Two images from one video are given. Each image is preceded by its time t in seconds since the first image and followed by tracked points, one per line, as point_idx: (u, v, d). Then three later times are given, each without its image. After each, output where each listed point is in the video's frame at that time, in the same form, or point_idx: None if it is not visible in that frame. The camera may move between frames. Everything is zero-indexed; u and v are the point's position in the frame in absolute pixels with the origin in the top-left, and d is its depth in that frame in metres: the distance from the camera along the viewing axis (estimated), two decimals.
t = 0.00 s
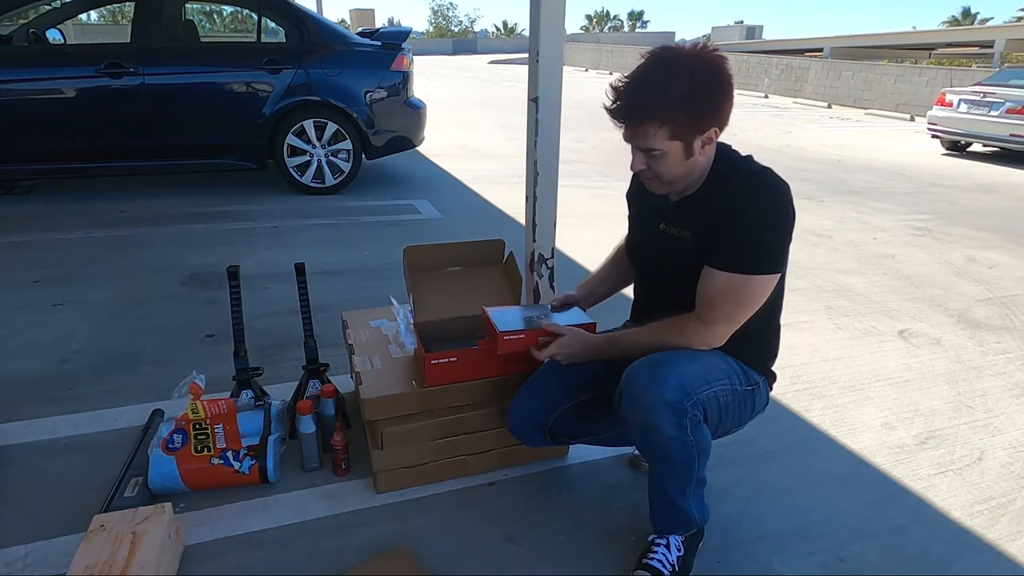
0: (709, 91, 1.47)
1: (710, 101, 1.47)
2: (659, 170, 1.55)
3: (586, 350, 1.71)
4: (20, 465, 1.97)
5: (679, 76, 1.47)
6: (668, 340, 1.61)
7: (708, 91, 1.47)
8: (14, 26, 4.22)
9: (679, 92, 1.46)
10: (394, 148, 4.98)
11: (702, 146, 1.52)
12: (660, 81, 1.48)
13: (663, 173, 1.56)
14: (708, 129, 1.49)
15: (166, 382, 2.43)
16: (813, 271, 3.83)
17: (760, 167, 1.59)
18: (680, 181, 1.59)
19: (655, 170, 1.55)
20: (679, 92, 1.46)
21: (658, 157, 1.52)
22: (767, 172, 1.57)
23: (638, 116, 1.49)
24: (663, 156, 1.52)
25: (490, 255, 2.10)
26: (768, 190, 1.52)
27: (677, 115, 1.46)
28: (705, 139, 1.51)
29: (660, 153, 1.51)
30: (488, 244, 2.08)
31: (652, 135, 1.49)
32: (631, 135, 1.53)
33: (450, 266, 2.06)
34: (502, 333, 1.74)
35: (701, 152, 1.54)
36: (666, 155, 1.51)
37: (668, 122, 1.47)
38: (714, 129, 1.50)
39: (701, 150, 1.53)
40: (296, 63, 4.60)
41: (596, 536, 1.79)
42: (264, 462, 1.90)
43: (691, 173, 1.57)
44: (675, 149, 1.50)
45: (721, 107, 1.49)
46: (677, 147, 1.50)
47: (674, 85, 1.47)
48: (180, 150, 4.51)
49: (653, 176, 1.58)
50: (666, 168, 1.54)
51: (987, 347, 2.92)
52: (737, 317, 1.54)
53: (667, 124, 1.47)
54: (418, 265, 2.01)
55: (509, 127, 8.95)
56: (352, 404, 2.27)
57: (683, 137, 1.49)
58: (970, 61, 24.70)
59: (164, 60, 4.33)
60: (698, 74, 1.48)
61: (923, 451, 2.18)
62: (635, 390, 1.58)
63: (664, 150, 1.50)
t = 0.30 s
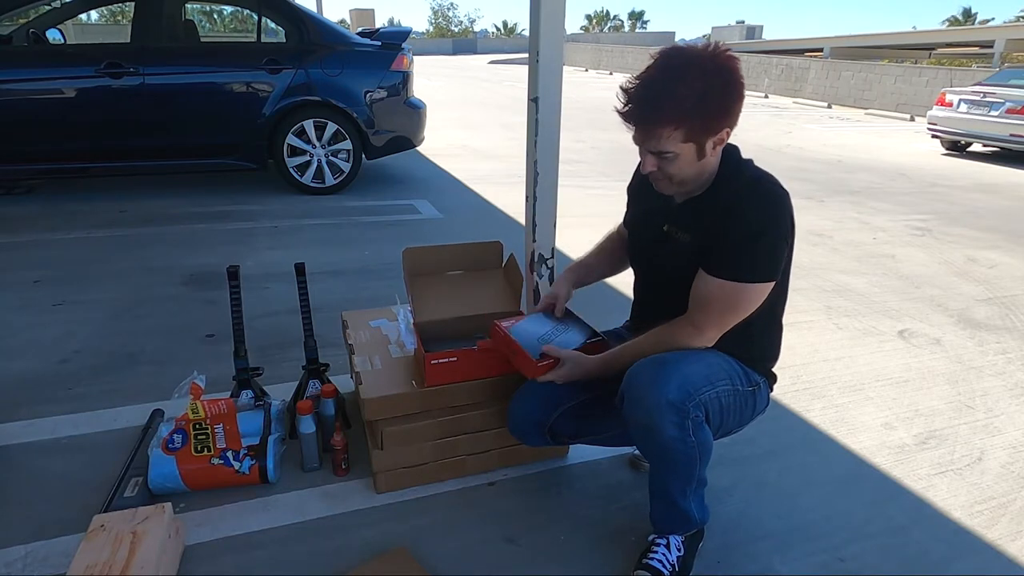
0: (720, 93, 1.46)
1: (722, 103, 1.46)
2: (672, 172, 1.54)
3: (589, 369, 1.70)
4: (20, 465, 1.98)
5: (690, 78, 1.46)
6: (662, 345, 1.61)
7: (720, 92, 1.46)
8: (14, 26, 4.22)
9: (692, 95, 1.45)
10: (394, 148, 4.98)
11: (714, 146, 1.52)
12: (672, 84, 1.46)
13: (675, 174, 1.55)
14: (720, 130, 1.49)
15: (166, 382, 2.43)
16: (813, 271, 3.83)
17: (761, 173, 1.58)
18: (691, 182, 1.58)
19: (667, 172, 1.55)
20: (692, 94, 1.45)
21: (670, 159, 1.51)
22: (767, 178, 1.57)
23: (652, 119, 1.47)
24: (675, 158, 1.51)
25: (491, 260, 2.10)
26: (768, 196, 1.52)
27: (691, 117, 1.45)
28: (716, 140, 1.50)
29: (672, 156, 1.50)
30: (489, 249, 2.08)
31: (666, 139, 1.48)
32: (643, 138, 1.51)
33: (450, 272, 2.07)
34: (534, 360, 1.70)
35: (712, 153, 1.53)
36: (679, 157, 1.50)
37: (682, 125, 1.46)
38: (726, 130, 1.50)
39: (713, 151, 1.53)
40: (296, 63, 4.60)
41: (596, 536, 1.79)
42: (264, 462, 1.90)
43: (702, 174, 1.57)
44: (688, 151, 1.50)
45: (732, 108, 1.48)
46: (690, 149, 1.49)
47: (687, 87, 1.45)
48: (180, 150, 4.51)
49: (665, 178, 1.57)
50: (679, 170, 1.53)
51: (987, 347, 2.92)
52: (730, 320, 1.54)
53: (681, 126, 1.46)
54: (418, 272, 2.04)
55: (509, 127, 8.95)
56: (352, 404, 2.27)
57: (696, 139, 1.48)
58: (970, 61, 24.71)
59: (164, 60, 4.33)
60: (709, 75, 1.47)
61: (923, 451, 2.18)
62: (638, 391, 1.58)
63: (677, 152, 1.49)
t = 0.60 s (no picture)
0: (720, 95, 1.45)
1: (723, 106, 1.45)
2: (674, 176, 1.54)
3: (592, 366, 1.73)
4: (20, 465, 1.98)
5: (690, 82, 1.45)
6: (662, 343, 1.63)
7: (720, 95, 1.45)
8: (14, 26, 4.22)
9: (692, 100, 1.44)
10: (394, 148, 4.98)
11: (716, 149, 1.51)
12: (671, 89, 1.46)
13: (678, 178, 1.55)
14: (722, 132, 1.48)
15: (166, 382, 2.43)
16: (813, 271, 3.83)
17: (765, 172, 1.58)
18: (695, 184, 1.58)
19: (670, 176, 1.54)
20: (691, 99, 1.44)
21: (672, 164, 1.51)
22: (771, 177, 1.57)
23: (651, 126, 1.47)
24: (677, 163, 1.50)
25: (492, 261, 2.10)
26: (773, 197, 1.52)
27: (691, 122, 1.44)
28: (718, 142, 1.49)
29: (674, 160, 1.50)
30: (490, 249, 2.08)
31: (667, 145, 1.47)
32: (644, 145, 1.51)
33: (449, 274, 2.06)
34: (536, 355, 1.71)
35: (715, 155, 1.52)
36: (681, 161, 1.50)
37: (682, 131, 1.45)
38: (728, 131, 1.49)
39: (715, 153, 1.52)
40: (296, 64, 4.60)
41: (596, 536, 1.79)
42: (264, 462, 1.90)
43: (705, 176, 1.56)
44: (690, 155, 1.49)
45: (733, 109, 1.47)
46: (692, 153, 1.49)
47: (686, 92, 1.44)
48: (180, 150, 4.51)
49: (668, 182, 1.57)
50: (681, 174, 1.53)
51: (987, 347, 2.92)
52: (730, 321, 1.55)
53: (682, 132, 1.45)
54: (419, 272, 2.03)
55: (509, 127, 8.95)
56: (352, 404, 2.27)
57: (697, 142, 1.47)
58: (970, 61, 24.71)
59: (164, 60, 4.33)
60: (709, 78, 1.46)
61: (923, 451, 2.18)
62: (641, 390, 1.58)
63: (679, 156, 1.49)
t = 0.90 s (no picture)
0: (723, 103, 1.44)
1: (726, 112, 1.44)
2: (676, 181, 1.54)
3: (589, 361, 1.73)
4: (21, 465, 1.98)
5: (691, 89, 1.44)
6: (660, 343, 1.64)
7: (723, 102, 1.44)
8: (14, 26, 4.22)
9: (693, 107, 1.43)
10: (394, 148, 4.98)
11: (719, 154, 1.50)
12: (673, 96, 1.45)
13: (680, 183, 1.54)
14: (725, 138, 1.47)
15: (166, 382, 2.43)
16: (813, 271, 3.83)
17: (773, 177, 1.58)
18: (698, 189, 1.57)
19: (672, 181, 1.54)
20: (693, 106, 1.43)
21: (674, 170, 1.50)
22: (779, 182, 1.57)
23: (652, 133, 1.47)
24: (679, 169, 1.50)
25: (490, 262, 2.12)
26: (779, 202, 1.52)
27: (692, 129, 1.44)
28: (721, 148, 1.49)
29: (676, 166, 1.49)
30: (488, 252, 2.11)
31: (668, 152, 1.47)
32: (646, 151, 1.51)
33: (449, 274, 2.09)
34: (531, 347, 1.74)
35: (718, 160, 1.52)
36: (683, 167, 1.50)
37: (684, 138, 1.45)
38: (731, 137, 1.48)
39: (718, 159, 1.51)
40: (296, 64, 4.60)
41: (596, 536, 1.79)
42: (264, 462, 1.90)
43: (709, 181, 1.56)
44: (691, 161, 1.49)
45: (737, 116, 1.46)
46: (693, 159, 1.48)
47: (688, 99, 1.43)
48: (180, 150, 4.51)
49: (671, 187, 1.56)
50: (683, 179, 1.53)
51: (987, 347, 2.92)
52: (730, 324, 1.56)
53: (683, 139, 1.45)
54: (419, 275, 2.06)
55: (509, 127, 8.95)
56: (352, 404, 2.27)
57: (699, 149, 1.47)
58: (970, 61, 24.71)
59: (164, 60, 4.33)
60: (712, 85, 1.45)
61: (923, 451, 2.18)
62: (640, 390, 1.58)
63: (680, 163, 1.48)
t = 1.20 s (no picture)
0: (723, 109, 1.43)
1: (726, 118, 1.44)
2: (676, 187, 1.54)
3: (589, 365, 1.73)
4: (21, 465, 1.98)
5: (692, 95, 1.44)
6: (660, 343, 1.63)
7: (723, 109, 1.43)
8: (14, 26, 4.22)
9: (693, 114, 1.43)
10: (394, 148, 4.98)
11: (719, 160, 1.50)
12: (673, 102, 1.44)
13: (681, 188, 1.54)
14: (725, 144, 1.47)
15: (166, 382, 2.43)
16: (813, 271, 3.83)
17: (775, 179, 1.58)
18: (698, 194, 1.57)
19: (672, 187, 1.54)
20: (693, 112, 1.42)
21: (674, 176, 1.50)
22: (781, 185, 1.57)
23: (652, 140, 1.46)
24: (679, 175, 1.50)
25: (489, 268, 2.16)
26: (780, 204, 1.52)
27: (692, 137, 1.43)
28: (721, 154, 1.48)
29: (675, 173, 1.49)
30: (487, 257, 2.15)
31: (668, 159, 1.47)
32: (646, 157, 1.51)
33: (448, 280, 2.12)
34: (532, 355, 1.73)
35: (719, 166, 1.51)
36: (682, 174, 1.50)
37: (683, 145, 1.44)
38: (731, 143, 1.48)
39: (718, 164, 1.51)
40: (296, 63, 4.60)
41: (596, 536, 1.79)
42: (264, 462, 1.90)
43: (709, 186, 1.55)
44: (691, 167, 1.49)
45: (737, 123, 1.45)
46: (693, 165, 1.48)
47: (687, 106, 1.43)
48: (180, 150, 4.51)
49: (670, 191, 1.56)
50: (683, 185, 1.53)
51: (987, 347, 2.92)
52: (729, 325, 1.55)
53: (682, 146, 1.45)
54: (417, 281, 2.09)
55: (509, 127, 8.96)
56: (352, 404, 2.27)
57: (699, 156, 1.46)
58: (970, 61, 24.71)
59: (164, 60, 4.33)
60: (712, 91, 1.44)
61: (923, 451, 2.18)
62: (641, 391, 1.58)
63: (680, 169, 1.48)
